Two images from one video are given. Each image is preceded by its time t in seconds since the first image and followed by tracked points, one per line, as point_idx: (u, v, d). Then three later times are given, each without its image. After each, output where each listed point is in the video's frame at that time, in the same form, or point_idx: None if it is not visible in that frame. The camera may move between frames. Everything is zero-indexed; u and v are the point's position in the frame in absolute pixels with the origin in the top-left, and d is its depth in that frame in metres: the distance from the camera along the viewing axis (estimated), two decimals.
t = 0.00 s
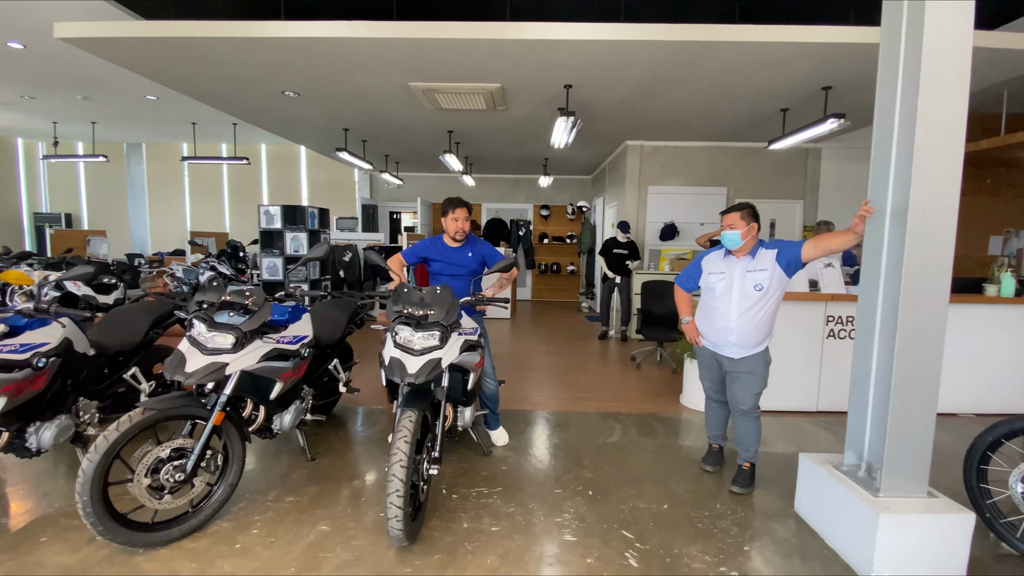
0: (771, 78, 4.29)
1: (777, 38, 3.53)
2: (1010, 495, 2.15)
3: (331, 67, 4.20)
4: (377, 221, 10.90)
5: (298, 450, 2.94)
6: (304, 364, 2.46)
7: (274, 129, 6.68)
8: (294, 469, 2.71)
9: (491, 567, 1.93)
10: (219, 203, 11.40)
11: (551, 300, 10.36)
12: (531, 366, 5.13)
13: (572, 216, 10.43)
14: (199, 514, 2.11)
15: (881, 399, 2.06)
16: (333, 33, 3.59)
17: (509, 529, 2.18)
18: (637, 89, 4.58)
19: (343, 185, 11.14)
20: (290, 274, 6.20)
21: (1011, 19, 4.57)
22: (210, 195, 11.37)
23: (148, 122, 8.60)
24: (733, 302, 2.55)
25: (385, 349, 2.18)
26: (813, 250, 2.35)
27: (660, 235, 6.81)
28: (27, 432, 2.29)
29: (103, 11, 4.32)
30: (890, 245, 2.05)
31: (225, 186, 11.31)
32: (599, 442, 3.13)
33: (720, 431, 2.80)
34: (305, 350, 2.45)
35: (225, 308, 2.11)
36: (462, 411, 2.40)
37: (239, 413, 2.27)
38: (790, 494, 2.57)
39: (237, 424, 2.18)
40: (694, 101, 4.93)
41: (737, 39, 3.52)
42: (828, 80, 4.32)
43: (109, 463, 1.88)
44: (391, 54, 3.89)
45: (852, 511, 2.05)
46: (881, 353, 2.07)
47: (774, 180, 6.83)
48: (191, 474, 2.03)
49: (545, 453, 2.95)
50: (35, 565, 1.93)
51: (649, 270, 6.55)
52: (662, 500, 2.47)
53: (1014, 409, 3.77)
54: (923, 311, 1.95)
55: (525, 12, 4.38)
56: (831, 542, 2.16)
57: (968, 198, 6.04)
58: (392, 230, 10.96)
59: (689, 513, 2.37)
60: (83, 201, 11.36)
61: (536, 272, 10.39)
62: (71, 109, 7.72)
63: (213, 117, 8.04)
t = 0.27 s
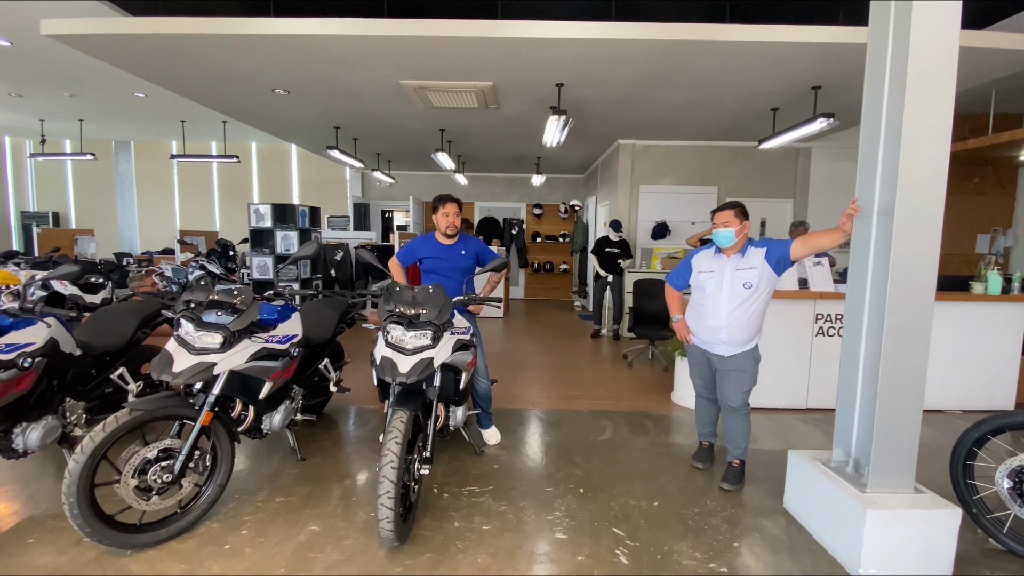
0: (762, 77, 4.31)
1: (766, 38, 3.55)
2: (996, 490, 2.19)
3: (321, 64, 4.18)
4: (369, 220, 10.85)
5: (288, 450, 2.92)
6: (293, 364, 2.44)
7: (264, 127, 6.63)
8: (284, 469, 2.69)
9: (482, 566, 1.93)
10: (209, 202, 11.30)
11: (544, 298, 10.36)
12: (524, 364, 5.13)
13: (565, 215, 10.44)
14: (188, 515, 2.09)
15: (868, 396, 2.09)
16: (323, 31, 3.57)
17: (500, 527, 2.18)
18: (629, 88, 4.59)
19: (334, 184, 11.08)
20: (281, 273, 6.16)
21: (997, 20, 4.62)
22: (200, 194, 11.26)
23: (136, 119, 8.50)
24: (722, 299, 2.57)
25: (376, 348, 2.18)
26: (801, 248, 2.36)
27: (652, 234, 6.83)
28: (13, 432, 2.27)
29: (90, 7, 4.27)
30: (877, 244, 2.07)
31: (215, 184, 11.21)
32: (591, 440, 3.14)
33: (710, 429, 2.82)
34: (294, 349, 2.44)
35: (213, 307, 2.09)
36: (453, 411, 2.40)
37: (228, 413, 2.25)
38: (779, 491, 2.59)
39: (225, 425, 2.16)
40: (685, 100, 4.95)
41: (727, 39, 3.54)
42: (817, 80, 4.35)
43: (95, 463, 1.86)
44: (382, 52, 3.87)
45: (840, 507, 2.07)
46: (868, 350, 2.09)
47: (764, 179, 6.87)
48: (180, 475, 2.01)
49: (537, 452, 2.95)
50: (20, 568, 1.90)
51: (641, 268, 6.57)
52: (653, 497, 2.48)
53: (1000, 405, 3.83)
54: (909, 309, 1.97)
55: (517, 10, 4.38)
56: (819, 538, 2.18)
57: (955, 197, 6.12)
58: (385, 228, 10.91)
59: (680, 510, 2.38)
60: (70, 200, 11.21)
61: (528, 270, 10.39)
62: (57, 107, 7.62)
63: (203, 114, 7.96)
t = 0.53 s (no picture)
0: (754, 77, 4.33)
1: (758, 38, 3.57)
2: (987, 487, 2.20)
3: (314, 63, 4.16)
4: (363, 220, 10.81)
5: (281, 451, 2.91)
6: (285, 364, 2.43)
7: (257, 126, 6.58)
8: (277, 470, 2.68)
9: (476, 566, 1.93)
10: (201, 202, 11.21)
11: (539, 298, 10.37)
12: (518, 364, 5.13)
13: (559, 215, 10.45)
14: (179, 518, 2.07)
15: (859, 394, 2.10)
16: (315, 29, 3.55)
17: (494, 527, 2.18)
18: (622, 88, 4.60)
19: (328, 183, 11.03)
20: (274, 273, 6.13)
21: (985, 21, 4.67)
22: (192, 193, 11.17)
23: (127, 119, 8.43)
24: (715, 298, 2.58)
25: (370, 349, 2.17)
26: (792, 247, 2.36)
27: (646, 234, 6.85)
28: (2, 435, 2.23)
29: (79, 5, 4.22)
30: (868, 242, 2.08)
31: (208, 183, 11.13)
32: (586, 440, 3.14)
33: (703, 427, 2.83)
34: (286, 350, 2.42)
35: (204, 308, 2.07)
36: (447, 411, 2.40)
37: (220, 414, 2.23)
38: (772, 489, 2.61)
39: (217, 426, 2.14)
40: (678, 100, 4.96)
41: (720, 39, 3.56)
42: (809, 80, 4.38)
43: (85, 466, 1.84)
44: (375, 51, 3.86)
45: (832, 504, 2.08)
46: (860, 348, 2.11)
47: (757, 179, 6.91)
48: (171, 477, 1.99)
49: (531, 451, 2.95)
50: (8, 572, 1.88)
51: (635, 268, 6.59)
52: (647, 496, 2.48)
53: (989, 402, 3.87)
54: (900, 307, 1.98)
55: (510, 10, 4.37)
56: (811, 535, 2.19)
57: (945, 196, 6.18)
58: (379, 228, 10.88)
59: (673, 508, 2.39)
60: (59, 200, 11.09)
61: (523, 270, 10.39)
62: (46, 106, 7.53)
63: (194, 113, 7.89)
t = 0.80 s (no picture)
0: (749, 77, 4.34)
1: (753, 38, 3.58)
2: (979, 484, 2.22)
3: (308, 63, 4.14)
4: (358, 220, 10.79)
5: (277, 453, 2.90)
6: (281, 365, 2.41)
7: (251, 126, 6.55)
8: (272, 472, 2.66)
9: (473, 567, 1.93)
10: (195, 202, 11.15)
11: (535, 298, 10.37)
12: (515, 364, 5.13)
13: (555, 215, 10.46)
14: (174, 521, 2.06)
15: (854, 393, 2.11)
16: (310, 29, 3.54)
17: (491, 528, 2.18)
18: (617, 88, 4.61)
19: (323, 184, 10.99)
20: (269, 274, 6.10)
21: (977, 22, 4.71)
22: (186, 194, 11.11)
23: (120, 119, 8.37)
24: (711, 298, 2.58)
25: (363, 350, 2.17)
26: (787, 247, 2.38)
27: (642, 233, 6.87)
28: None
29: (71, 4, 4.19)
30: (861, 242, 2.09)
31: (202, 184, 11.07)
32: (582, 440, 3.15)
33: (699, 426, 2.84)
34: (282, 351, 2.41)
35: (199, 309, 2.05)
36: (443, 411, 2.40)
37: (215, 416, 2.22)
38: (768, 487, 2.62)
39: (212, 428, 2.13)
40: (673, 100, 4.98)
41: (714, 39, 3.57)
42: (803, 80, 4.40)
43: (79, 470, 1.83)
44: (371, 51, 3.85)
45: (827, 502, 2.09)
46: (854, 347, 2.12)
47: (752, 178, 6.94)
48: (165, 480, 1.98)
49: (528, 451, 2.95)
50: None
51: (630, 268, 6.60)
52: (643, 495, 2.49)
53: (982, 400, 3.90)
54: (893, 306, 2.00)
55: (506, 10, 4.37)
56: (807, 534, 2.20)
57: (937, 196, 6.22)
58: (374, 228, 10.85)
59: (670, 508, 2.39)
60: (51, 200, 11.00)
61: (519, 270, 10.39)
62: (38, 106, 7.47)
63: (188, 113, 7.85)
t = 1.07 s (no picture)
0: (745, 78, 4.36)
1: (749, 39, 3.59)
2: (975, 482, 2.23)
3: (306, 65, 4.14)
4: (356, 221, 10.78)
5: (275, 454, 2.90)
6: (279, 367, 2.41)
7: (248, 128, 6.54)
8: (270, 473, 2.66)
9: (471, 567, 1.93)
10: (192, 204, 11.13)
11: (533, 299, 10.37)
12: (513, 365, 5.13)
13: (553, 215, 10.48)
14: (172, 522, 2.06)
15: (850, 391, 2.12)
16: (307, 31, 3.54)
17: (489, 528, 2.19)
18: (615, 89, 4.62)
19: (321, 185, 10.99)
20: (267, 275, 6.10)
21: (971, 23, 4.73)
22: (184, 195, 11.10)
23: (117, 120, 8.35)
24: (708, 299, 2.59)
25: (358, 351, 2.18)
26: (784, 248, 2.39)
27: (640, 234, 6.88)
28: None
29: (67, 6, 4.18)
30: (857, 241, 2.11)
31: (199, 185, 11.05)
32: (580, 440, 3.15)
33: (697, 426, 2.85)
34: (280, 353, 2.41)
35: (196, 311, 2.05)
36: (440, 411, 2.40)
37: (213, 418, 2.21)
38: (765, 487, 2.63)
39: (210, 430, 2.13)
40: (670, 101, 4.99)
41: (711, 40, 3.58)
42: (799, 81, 4.41)
43: (76, 472, 1.82)
44: (368, 52, 3.85)
45: (823, 501, 2.10)
46: (850, 346, 2.13)
47: (749, 179, 6.96)
48: (163, 482, 1.98)
49: (526, 452, 2.95)
50: None
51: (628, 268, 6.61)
52: (641, 495, 2.50)
53: (979, 399, 3.91)
54: (889, 304, 2.01)
55: (503, 11, 4.37)
56: (803, 533, 2.21)
57: (933, 195, 6.25)
58: (372, 229, 10.84)
59: (668, 508, 2.40)
60: (48, 202, 10.98)
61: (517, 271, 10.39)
62: (34, 107, 7.45)
63: (185, 115, 7.83)
